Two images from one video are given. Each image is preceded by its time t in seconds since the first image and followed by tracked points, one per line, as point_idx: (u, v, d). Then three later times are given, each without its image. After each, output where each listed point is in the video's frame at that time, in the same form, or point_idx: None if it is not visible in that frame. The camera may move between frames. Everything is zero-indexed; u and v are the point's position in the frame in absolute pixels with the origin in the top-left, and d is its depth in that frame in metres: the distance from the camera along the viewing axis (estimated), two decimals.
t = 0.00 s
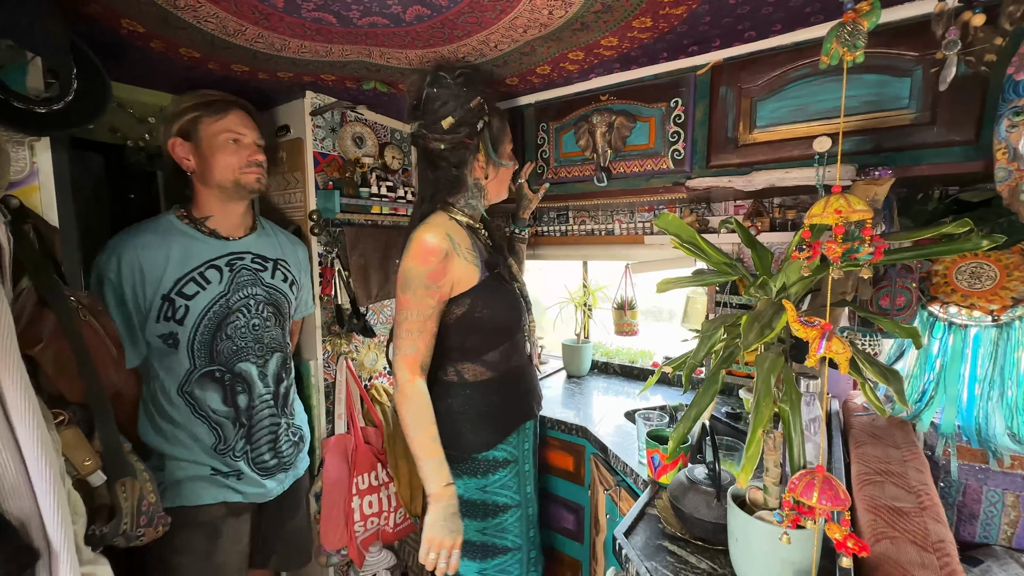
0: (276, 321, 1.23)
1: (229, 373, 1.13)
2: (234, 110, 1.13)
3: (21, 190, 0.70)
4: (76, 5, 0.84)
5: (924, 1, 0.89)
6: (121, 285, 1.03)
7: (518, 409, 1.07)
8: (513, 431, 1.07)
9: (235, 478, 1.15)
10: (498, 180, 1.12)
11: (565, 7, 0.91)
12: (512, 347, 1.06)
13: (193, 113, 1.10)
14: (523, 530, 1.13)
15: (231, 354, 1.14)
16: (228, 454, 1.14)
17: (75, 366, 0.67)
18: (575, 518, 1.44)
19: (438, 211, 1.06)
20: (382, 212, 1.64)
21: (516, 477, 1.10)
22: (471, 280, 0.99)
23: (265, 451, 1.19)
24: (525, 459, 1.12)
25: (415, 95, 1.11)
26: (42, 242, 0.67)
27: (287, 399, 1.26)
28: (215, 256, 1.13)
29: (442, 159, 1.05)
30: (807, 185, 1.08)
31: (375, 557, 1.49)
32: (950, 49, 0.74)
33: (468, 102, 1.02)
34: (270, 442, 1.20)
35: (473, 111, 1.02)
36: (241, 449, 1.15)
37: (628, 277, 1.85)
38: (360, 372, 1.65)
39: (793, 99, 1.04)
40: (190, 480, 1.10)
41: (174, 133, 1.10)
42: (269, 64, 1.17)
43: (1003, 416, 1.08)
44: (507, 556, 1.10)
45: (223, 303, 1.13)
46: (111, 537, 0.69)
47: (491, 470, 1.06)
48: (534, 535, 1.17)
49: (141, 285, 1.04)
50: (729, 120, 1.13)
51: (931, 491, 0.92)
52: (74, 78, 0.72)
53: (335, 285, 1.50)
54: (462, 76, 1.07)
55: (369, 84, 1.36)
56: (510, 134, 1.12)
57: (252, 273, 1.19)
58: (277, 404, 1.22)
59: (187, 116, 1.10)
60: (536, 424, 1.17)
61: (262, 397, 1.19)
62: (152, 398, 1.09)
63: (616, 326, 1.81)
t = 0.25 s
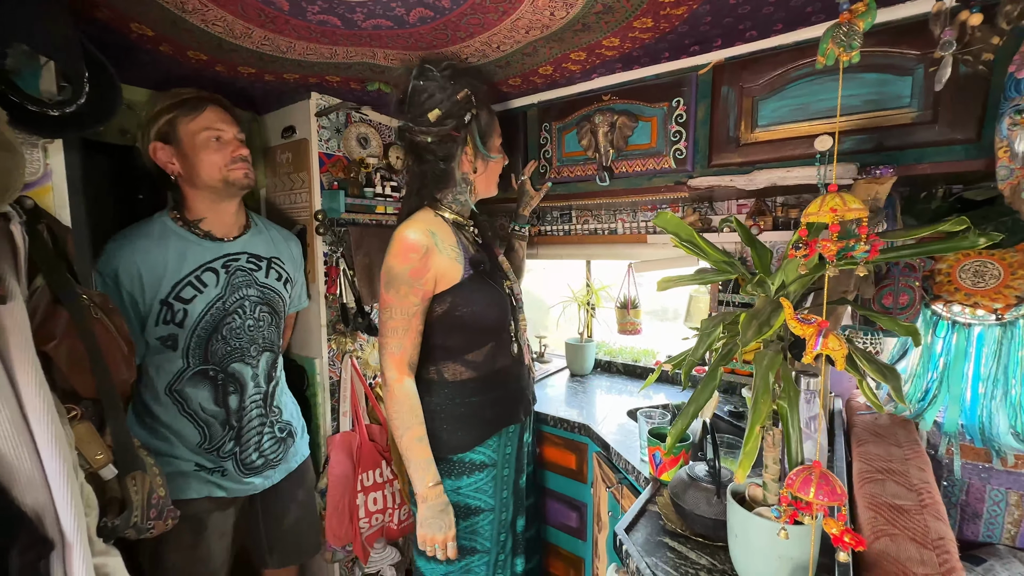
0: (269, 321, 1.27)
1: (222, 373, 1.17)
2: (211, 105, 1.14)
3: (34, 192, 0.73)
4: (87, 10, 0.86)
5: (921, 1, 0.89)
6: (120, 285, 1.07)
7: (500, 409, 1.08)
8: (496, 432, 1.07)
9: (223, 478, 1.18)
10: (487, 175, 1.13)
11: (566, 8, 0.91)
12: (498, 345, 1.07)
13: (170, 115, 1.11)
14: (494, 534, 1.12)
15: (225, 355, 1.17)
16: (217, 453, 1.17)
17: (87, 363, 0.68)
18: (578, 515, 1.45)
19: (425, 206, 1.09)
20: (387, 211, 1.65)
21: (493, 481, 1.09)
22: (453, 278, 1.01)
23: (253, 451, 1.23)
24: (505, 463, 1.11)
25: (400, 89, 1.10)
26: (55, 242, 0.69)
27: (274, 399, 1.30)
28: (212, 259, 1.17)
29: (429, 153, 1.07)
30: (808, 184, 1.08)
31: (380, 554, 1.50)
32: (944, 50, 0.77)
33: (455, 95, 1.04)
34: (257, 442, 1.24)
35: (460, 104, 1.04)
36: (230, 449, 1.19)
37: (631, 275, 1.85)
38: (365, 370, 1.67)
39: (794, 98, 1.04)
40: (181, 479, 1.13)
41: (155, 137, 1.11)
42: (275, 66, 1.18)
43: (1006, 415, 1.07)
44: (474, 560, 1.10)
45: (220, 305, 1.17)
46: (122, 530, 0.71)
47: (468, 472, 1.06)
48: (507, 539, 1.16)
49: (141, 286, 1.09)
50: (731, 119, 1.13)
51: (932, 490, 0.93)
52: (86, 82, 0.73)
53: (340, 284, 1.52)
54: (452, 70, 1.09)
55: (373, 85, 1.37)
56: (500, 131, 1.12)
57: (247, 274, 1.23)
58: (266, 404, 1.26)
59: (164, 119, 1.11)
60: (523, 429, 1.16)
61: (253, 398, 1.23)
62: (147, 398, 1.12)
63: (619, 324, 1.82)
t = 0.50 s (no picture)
0: (281, 317, 1.29)
1: (240, 368, 1.19)
2: (231, 115, 1.18)
3: (45, 195, 0.76)
4: (97, 16, 0.88)
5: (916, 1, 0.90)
6: (138, 286, 1.10)
7: (479, 409, 1.09)
8: (473, 431, 1.08)
9: (251, 468, 1.21)
10: (472, 167, 1.10)
11: (566, 10, 0.93)
12: (479, 344, 1.09)
13: (191, 121, 1.14)
14: (469, 535, 1.12)
15: (242, 351, 1.20)
16: (242, 445, 1.20)
17: (97, 360, 0.70)
18: (580, 514, 1.45)
19: (408, 201, 1.10)
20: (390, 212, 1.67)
21: (468, 482, 1.10)
22: (432, 274, 1.01)
23: (276, 441, 1.26)
24: (482, 464, 1.12)
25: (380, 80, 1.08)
26: (66, 243, 0.71)
27: (292, 391, 1.32)
28: (222, 258, 1.19)
29: (410, 145, 1.06)
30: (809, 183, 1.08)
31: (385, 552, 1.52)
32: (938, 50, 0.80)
33: (435, 85, 1.01)
34: (279, 431, 1.27)
35: (440, 93, 1.01)
36: (254, 440, 1.22)
37: (633, 275, 1.86)
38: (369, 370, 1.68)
39: (794, 97, 1.05)
40: (209, 471, 1.16)
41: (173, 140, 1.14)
42: (280, 70, 1.20)
43: (1010, 414, 1.06)
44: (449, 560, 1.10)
45: (233, 302, 1.19)
46: (132, 524, 0.72)
47: (443, 471, 1.06)
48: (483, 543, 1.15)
49: (156, 287, 1.11)
50: (731, 118, 1.14)
51: (933, 487, 0.93)
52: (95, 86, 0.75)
53: (344, 285, 1.53)
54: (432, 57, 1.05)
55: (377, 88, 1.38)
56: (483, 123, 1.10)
57: (257, 272, 1.24)
58: (285, 395, 1.29)
59: (187, 124, 1.14)
60: (503, 432, 1.16)
61: (272, 390, 1.25)
62: (170, 396, 1.14)
63: (621, 324, 1.83)
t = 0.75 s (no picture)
0: (291, 309, 1.30)
1: (253, 359, 1.21)
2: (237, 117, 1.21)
3: (63, 192, 0.78)
4: (112, 18, 0.90)
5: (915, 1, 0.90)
6: (150, 285, 1.13)
7: (461, 409, 1.08)
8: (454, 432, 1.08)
9: (270, 457, 1.23)
10: (463, 163, 1.10)
11: (570, 11, 0.94)
12: (464, 344, 1.09)
13: (197, 121, 1.17)
14: (448, 536, 1.13)
15: (253, 342, 1.21)
16: (260, 434, 1.22)
17: (113, 354, 0.72)
18: (584, 511, 1.46)
19: (398, 196, 1.09)
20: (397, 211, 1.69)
21: (449, 483, 1.11)
22: (417, 272, 1.01)
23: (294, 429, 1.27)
24: (463, 465, 1.13)
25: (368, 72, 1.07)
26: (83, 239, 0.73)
27: (308, 380, 1.33)
28: (228, 254, 1.21)
29: (399, 138, 1.05)
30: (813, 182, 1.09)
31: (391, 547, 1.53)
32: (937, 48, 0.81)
33: (425, 77, 1.00)
34: (297, 420, 1.28)
35: (430, 86, 1.00)
36: (272, 429, 1.23)
37: (637, 274, 1.87)
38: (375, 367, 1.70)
39: (797, 96, 1.05)
40: (228, 460, 1.19)
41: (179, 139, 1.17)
42: (289, 70, 1.22)
43: (1015, 412, 1.03)
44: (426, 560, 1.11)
45: (240, 295, 1.20)
46: (145, 512, 0.75)
47: (424, 472, 1.07)
48: (462, 543, 1.17)
49: (166, 284, 1.14)
50: (735, 117, 1.14)
51: (936, 485, 0.93)
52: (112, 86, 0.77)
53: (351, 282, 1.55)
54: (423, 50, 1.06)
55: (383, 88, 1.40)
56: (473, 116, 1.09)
57: (263, 266, 1.26)
58: (300, 384, 1.30)
59: (192, 124, 1.17)
60: (484, 433, 1.17)
61: (286, 379, 1.26)
62: (188, 389, 1.18)
63: (625, 323, 1.83)
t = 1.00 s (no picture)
0: (295, 304, 1.31)
1: (256, 354, 1.22)
2: (244, 116, 1.24)
3: (83, 188, 0.81)
4: (128, 19, 0.92)
5: None
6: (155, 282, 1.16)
7: (458, 408, 1.08)
8: (450, 432, 1.08)
9: (274, 450, 1.24)
10: (463, 158, 1.11)
11: (578, 6, 0.93)
12: (462, 343, 1.09)
13: (207, 120, 1.20)
14: (440, 537, 1.12)
15: (255, 337, 1.22)
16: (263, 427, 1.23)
17: (130, 346, 0.74)
18: (592, 507, 1.46)
19: (395, 191, 1.09)
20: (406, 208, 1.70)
21: (443, 482, 1.10)
22: (413, 271, 1.01)
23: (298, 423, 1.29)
24: (458, 465, 1.13)
25: (364, 65, 1.04)
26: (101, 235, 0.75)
27: (313, 374, 1.34)
28: (230, 249, 1.22)
29: (399, 129, 1.03)
30: (824, 177, 1.07)
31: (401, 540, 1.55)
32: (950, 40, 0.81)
33: (429, 69, 1.00)
34: (301, 414, 1.29)
35: (434, 78, 1.00)
36: (275, 422, 1.25)
37: (646, 270, 1.86)
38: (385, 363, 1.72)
39: (808, 90, 1.04)
40: (232, 453, 1.21)
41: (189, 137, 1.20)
42: (299, 69, 1.23)
43: None
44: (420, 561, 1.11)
45: (241, 290, 1.21)
46: (161, 501, 0.77)
47: (417, 469, 1.07)
48: (456, 544, 1.16)
49: (170, 281, 1.16)
50: (745, 112, 1.13)
51: (948, 484, 0.92)
52: (128, 86, 0.79)
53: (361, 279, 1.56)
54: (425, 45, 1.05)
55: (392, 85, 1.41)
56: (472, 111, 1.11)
57: (266, 262, 1.27)
58: (304, 378, 1.30)
59: (202, 123, 1.20)
60: (480, 434, 1.17)
61: (290, 373, 1.27)
62: (194, 383, 1.20)
63: (634, 319, 1.83)
